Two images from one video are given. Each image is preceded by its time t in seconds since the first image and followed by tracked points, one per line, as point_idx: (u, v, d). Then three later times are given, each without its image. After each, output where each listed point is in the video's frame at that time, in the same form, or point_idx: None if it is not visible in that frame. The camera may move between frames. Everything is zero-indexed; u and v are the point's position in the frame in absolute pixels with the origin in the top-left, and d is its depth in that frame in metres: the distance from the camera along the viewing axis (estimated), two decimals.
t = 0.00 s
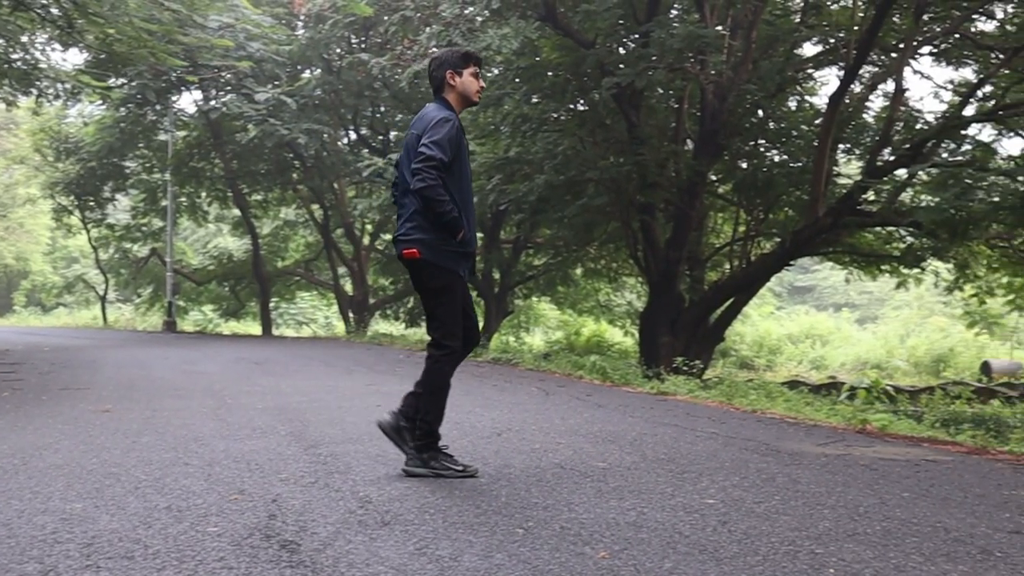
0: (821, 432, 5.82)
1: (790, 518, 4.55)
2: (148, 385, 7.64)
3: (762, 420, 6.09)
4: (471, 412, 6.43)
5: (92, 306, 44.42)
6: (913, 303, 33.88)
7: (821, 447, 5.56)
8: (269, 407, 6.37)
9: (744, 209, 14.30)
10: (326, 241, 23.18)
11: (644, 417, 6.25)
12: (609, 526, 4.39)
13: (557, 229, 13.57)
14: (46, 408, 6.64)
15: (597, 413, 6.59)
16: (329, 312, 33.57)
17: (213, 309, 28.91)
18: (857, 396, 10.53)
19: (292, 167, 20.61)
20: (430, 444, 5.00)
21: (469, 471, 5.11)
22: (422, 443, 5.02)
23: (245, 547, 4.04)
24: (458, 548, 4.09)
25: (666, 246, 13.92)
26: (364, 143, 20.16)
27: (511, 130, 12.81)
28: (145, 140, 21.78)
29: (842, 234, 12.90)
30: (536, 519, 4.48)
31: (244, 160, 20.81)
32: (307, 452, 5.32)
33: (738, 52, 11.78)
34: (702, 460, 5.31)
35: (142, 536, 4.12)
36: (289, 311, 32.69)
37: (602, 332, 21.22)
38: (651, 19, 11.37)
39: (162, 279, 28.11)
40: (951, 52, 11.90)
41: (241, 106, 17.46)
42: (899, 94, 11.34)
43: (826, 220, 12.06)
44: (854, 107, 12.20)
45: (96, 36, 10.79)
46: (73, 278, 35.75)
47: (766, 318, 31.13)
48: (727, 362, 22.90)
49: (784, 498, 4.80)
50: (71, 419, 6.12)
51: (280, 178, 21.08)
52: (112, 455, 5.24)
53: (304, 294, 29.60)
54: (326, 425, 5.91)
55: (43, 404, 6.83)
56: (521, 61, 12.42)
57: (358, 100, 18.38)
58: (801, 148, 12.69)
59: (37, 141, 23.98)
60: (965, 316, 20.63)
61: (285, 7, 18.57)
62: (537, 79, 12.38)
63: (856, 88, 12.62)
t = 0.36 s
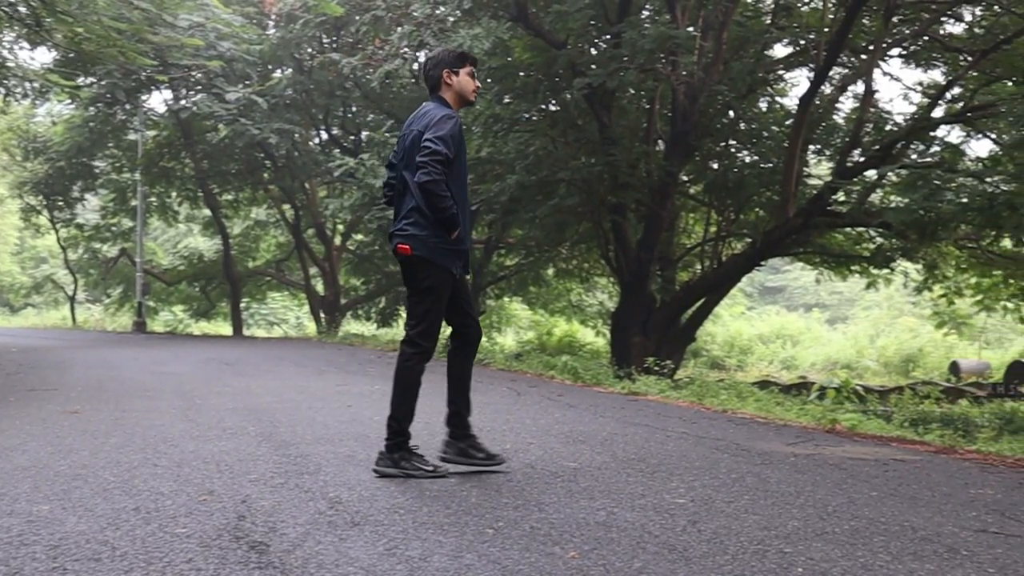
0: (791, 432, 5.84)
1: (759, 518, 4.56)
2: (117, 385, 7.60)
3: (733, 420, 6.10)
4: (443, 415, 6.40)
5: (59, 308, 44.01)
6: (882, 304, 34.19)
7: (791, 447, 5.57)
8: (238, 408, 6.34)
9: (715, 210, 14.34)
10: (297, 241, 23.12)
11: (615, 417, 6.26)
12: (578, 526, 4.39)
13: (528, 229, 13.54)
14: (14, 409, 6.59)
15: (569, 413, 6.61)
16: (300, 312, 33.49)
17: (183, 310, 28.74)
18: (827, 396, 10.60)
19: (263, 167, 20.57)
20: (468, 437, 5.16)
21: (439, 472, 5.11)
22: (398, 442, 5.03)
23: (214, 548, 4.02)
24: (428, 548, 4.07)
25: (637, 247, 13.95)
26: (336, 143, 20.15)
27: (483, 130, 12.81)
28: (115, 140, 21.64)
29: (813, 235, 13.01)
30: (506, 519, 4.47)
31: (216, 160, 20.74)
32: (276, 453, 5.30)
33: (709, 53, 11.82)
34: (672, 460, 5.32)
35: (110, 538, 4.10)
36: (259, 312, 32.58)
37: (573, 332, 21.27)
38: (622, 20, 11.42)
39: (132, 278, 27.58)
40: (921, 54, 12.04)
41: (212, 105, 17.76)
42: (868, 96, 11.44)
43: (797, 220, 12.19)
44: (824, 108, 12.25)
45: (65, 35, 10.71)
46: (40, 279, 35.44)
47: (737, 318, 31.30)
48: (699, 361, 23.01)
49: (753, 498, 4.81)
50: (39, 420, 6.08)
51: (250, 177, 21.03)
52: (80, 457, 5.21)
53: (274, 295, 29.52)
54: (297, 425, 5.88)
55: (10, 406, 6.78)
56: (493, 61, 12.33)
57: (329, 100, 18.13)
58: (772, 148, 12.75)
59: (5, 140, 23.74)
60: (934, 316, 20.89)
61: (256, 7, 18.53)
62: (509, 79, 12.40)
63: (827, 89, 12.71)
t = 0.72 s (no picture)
0: (761, 431, 5.86)
1: (728, 517, 4.57)
2: (86, 385, 7.54)
3: (703, 420, 6.12)
4: (417, 413, 6.40)
5: (25, 308, 43.61)
6: (853, 304, 34.45)
7: (761, 447, 5.58)
8: (208, 408, 6.32)
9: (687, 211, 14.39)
10: (268, 240, 23.04)
11: (586, 417, 6.27)
12: (548, 526, 4.39)
13: (500, 230, 13.51)
14: None
15: (540, 412, 6.61)
16: (271, 312, 33.43)
17: (152, 310, 28.57)
18: (795, 396, 10.65)
19: (233, 166, 20.49)
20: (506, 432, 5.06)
21: (410, 473, 5.07)
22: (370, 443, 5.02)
23: (182, 549, 4.00)
24: (396, 548, 4.07)
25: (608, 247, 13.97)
26: (308, 142, 20.11)
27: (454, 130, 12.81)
28: (84, 139, 21.47)
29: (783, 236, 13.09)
30: (476, 519, 4.47)
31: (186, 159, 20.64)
32: (247, 453, 5.27)
33: (681, 54, 11.84)
34: (642, 460, 5.32)
35: (76, 540, 4.06)
36: (230, 312, 32.45)
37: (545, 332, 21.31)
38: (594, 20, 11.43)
39: (101, 278, 27.53)
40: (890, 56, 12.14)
41: (182, 105, 17.20)
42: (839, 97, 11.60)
43: (767, 222, 12.28)
44: (795, 108, 12.32)
45: (33, 33, 10.60)
46: (6, 278, 35.03)
47: (708, 318, 31.49)
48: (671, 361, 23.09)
49: (722, 497, 4.83)
50: (6, 420, 6.03)
51: (221, 177, 20.96)
52: (47, 457, 5.17)
53: (245, 294, 29.42)
54: (267, 425, 5.87)
55: None
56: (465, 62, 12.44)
57: (300, 100, 18.28)
58: (743, 150, 12.79)
59: None
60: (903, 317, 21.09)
61: (226, 5, 18.42)
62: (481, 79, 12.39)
63: (797, 90, 12.79)
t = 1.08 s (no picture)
0: (729, 432, 5.89)
1: (695, 517, 4.57)
2: (52, 386, 7.47)
3: (672, 420, 6.14)
4: (389, 413, 6.37)
5: None
6: (822, 305, 34.72)
7: (730, 446, 5.61)
8: (175, 409, 6.28)
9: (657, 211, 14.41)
10: (237, 240, 22.95)
11: (555, 417, 6.27)
12: (516, 526, 4.38)
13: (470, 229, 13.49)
14: None
15: (510, 412, 6.62)
16: (240, 312, 33.35)
17: (121, 309, 28.38)
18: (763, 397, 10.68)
19: (202, 165, 20.41)
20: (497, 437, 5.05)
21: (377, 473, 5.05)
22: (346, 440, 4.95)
23: (147, 549, 3.97)
24: (363, 548, 4.05)
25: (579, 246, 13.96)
26: (278, 141, 20.07)
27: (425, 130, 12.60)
28: (52, 137, 21.30)
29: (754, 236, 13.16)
30: (444, 519, 4.45)
31: (155, 158, 20.55)
32: (215, 454, 5.25)
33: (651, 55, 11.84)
34: (610, 460, 5.33)
35: (40, 540, 4.03)
36: (199, 311, 32.32)
37: (516, 333, 21.34)
38: (565, 21, 11.43)
39: (69, 278, 27.21)
40: (858, 59, 12.07)
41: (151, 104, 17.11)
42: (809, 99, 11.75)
43: (737, 224, 12.27)
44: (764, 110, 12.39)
45: None
46: None
47: (677, 319, 31.77)
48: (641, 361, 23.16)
49: (690, 497, 4.84)
50: None
51: (190, 176, 20.87)
52: (12, 458, 5.13)
53: (214, 294, 29.29)
54: (235, 426, 5.85)
55: None
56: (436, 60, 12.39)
57: (270, 99, 18.48)
58: (713, 150, 12.86)
59: None
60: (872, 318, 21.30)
61: (195, 3, 18.31)
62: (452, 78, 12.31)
63: (767, 92, 12.85)
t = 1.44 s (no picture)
0: (702, 431, 5.90)
1: (667, 517, 4.58)
2: (20, 385, 7.40)
3: (645, 420, 6.15)
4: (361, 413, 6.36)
5: None
6: (794, 305, 34.97)
7: (702, 447, 5.61)
8: (146, 409, 6.26)
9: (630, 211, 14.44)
10: (210, 239, 22.85)
11: (527, 417, 6.27)
12: (487, 525, 4.37)
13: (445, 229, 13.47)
14: None
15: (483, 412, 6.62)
16: (212, 311, 33.25)
17: (92, 309, 28.18)
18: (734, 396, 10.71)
19: (174, 164, 20.31)
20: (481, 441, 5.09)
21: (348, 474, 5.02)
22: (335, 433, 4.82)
23: (116, 550, 3.95)
24: (335, 548, 4.04)
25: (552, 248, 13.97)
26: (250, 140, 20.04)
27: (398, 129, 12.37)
28: (22, 135, 21.12)
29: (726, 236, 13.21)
30: (415, 519, 4.44)
31: (127, 157, 20.45)
32: (186, 454, 5.22)
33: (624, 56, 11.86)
34: (583, 460, 5.33)
35: (8, 542, 4.00)
36: (171, 311, 32.20)
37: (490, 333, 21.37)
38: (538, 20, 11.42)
39: (39, 277, 26.96)
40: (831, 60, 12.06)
41: (123, 102, 16.85)
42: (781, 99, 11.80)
43: (709, 224, 12.34)
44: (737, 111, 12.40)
45: None
46: None
47: (650, 320, 31.89)
48: (614, 361, 23.20)
49: (662, 497, 4.85)
50: None
51: (162, 175, 20.77)
52: None
53: (186, 293, 29.16)
54: (206, 426, 5.84)
55: None
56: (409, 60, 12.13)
57: (244, 97, 18.38)
58: (687, 150, 12.82)
59: None
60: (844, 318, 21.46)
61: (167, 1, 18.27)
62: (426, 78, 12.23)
63: (739, 93, 12.90)
